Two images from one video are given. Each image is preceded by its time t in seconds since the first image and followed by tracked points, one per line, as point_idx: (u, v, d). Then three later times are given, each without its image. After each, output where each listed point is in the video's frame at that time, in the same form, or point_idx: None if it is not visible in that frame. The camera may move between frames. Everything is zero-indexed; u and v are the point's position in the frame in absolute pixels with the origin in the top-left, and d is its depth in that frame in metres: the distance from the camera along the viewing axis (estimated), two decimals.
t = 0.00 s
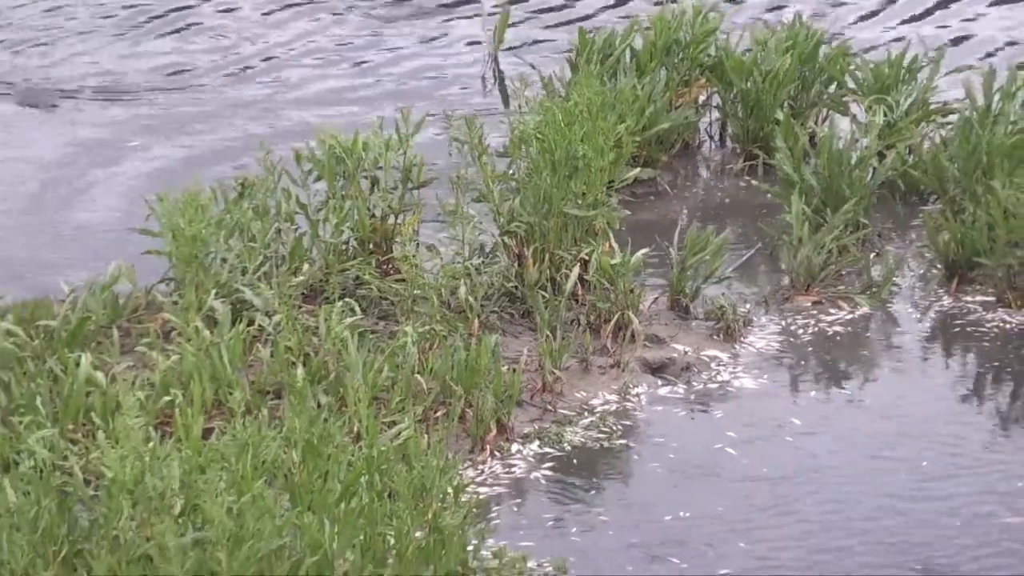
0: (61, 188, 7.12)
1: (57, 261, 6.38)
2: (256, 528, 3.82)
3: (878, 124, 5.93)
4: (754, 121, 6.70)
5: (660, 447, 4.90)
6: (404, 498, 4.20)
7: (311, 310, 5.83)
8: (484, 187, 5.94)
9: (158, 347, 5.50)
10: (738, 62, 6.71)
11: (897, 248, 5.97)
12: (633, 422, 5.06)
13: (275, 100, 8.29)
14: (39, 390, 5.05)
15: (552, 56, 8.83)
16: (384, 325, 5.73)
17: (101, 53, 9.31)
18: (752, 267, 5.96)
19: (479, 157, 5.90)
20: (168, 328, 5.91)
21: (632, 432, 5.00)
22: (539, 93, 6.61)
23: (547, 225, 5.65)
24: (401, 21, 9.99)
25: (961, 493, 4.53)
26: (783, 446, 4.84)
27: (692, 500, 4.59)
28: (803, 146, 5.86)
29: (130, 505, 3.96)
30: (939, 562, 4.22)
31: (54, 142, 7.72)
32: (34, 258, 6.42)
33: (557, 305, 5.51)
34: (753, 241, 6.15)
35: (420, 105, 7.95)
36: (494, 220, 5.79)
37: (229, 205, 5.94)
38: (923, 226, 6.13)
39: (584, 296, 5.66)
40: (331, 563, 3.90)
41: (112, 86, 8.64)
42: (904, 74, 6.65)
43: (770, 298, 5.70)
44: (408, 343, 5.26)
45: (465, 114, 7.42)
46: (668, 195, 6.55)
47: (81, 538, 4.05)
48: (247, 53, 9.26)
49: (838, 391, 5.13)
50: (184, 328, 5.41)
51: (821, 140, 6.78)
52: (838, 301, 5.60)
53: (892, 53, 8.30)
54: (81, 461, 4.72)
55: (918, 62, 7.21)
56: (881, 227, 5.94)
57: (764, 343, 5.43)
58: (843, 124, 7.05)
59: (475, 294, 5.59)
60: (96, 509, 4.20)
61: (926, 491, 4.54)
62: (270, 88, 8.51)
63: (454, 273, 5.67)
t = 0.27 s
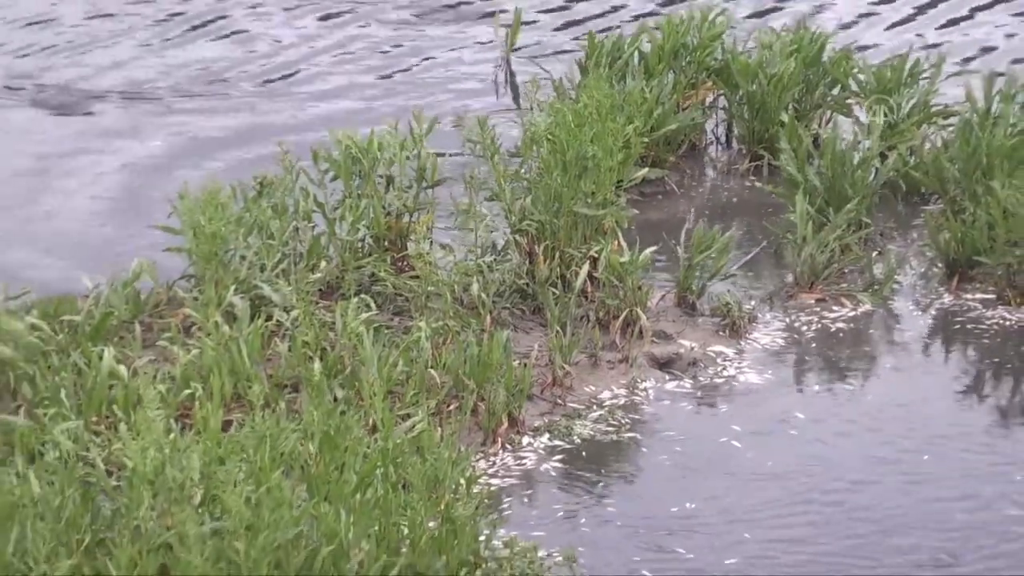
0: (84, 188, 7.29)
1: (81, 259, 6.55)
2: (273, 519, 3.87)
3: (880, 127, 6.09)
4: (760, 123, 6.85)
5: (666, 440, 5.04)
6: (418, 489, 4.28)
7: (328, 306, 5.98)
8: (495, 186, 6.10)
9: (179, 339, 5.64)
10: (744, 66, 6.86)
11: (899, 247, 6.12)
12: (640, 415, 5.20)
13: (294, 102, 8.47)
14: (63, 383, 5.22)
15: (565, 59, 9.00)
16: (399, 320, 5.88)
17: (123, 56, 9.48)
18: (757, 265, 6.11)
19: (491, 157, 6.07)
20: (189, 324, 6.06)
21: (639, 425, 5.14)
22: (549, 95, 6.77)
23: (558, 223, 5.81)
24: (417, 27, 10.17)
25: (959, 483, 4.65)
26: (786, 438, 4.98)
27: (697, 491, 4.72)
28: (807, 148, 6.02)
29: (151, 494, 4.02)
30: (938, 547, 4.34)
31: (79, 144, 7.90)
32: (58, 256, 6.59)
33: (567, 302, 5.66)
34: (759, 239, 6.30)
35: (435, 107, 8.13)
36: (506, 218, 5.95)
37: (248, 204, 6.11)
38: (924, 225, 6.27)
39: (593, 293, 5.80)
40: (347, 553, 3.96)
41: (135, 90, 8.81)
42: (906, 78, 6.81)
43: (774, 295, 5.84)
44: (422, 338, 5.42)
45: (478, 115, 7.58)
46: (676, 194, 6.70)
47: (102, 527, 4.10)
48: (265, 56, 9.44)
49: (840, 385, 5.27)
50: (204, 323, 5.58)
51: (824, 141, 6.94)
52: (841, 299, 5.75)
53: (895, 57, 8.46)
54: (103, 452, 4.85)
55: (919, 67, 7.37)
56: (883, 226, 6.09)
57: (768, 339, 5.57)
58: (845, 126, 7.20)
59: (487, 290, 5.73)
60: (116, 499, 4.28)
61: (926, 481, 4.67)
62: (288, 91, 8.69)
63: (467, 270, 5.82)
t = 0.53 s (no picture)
0: (117, 189, 7.49)
1: (115, 256, 6.76)
2: (303, 508, 4.04)
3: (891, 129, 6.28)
4: (775, 125, 7.03)
5: (683, 432, 5.21)
6: (441, 479, 4.42)
7: (355, 301, 6.18)
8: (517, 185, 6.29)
9: (211, 336, 5.85)
10: (759, 69, 7.05)
11: (909, 246, 6.29)
12: (656, 408, 5.39)
13: (321, 104, 8.68)
14: (98, 375, 5.40)
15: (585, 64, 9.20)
16: (423, 315, 6.07)
17: (153, 60, 9.70)
18: (772, 263, 6.28)
19: (513, 157, 6.26)
20: (220, 318, 6.24)
21: (656, 418, 5.32)
22: (570, 98, 6.96)
23: (578, 222, 5.99)
24: (439, 31, 10.37)
25: (966, 475, 4.82)
26: (799, 430, 5.15)
27: (713, 482, 4.89)
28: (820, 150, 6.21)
29: (183, 485, 4.19)
30: (943, 537, 4.51)
31: (112, 146, 8.11)
32: (93, 254, 6.80)
33: (587, 298, 5.85)
34: (773, 238, 6.48)
35: (459, 110, 8.34)
36: (528, 217, 6.14)
37: (278, 203, 6.32)
38: (934, 225, 6.45)
39: (613, 289, 5.98)
40: (373, 541, 4.13)
41: (165, 92, 9.03)
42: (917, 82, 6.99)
43: (788, 293, 6.02)
44: (446, 333, 5.61)
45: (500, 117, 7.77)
46: (693, 194, 6.88)
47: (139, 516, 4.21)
48: (292, 60, 9.66)
49: (851, 379, 5.44)
50: (235, 318, 5.78)
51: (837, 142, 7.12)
52: (853, 296, 5.92)
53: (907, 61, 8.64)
54: (137, 443, 5.03)
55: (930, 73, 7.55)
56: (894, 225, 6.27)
57: (782, 335, 5.75)
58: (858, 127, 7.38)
59: (510, 287, 5.92)
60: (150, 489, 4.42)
61: (933, 473, 4.84)
62: (315, 94, 8.90)
63: (490, 268, 6.01)
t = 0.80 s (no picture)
0: (155, 190, 7.72)
1: (155, 255, 6.98)
2: (339, 498, 4.16)
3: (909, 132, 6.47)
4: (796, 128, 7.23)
5: (707, 426, 5.40)
6: (473, 470, 4.59)
7: (389, 298, 6.38)
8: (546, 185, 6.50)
9: (251, 331, 6.06)
10: (782, 74, 7.24)
11: (927, 245, 6.47)
12: (681, 400, 5.58)
13: (352, 107, 8.89)
14: (140, 369, 5.61)
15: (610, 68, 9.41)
16: (456, 312, 6.27)
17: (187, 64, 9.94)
18: (793, 261, 6.47)
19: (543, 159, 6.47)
20: (257, 314, 6.45)
21: (681, 411, 5.51)
22: (597, 101, 7.17)
23: (606, 221, 6.20)
24: (467, 34, 10.59)
25: (980, 467, 5.00)
26: (819, 423, 5.34)
27: (736, 473, 5.08)
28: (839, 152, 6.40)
29: (222, 475, 4.32)
30: (957, 526, 4.70)
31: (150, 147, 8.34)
32: (134, 252, 7.02)
33: (614, 295, 6.05)
34: (794, 237, 6.66)
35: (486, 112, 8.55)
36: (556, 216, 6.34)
37: (315, 203, 6.53)
38: (951, 224, 6.63)
39: (639, 286, 6.17)
40: (407, 530, 4.29)
41: (200, 95, 9.25)
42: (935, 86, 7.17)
43: (809, 290, 6.21)
44: (477, 328, 5.81)
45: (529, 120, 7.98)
46: (717, 194, 7.07)
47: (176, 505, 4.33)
48: (324, 63, 9.88)
49: (870, 373, 5.63)
50: (273, 314, 5.98)
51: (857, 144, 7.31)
52: (872, 294, 6.11)
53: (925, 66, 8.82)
54: (178, 435, 5.21)
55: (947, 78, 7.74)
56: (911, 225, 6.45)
57: (803, 330, 5.94)
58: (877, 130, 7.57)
59: (539, 284, 6.11)
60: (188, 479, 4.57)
61: (948, 465, 5.02)
62: (346, 97, 9.12)
63: (520, 265, 6.21)
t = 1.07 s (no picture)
0: (180, 188, 7.90)
1: (181, 250, 7.15)
2: (360, 486, 4.33)
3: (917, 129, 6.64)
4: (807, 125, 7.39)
5: (720, 415, 5.56)
6: (492, 461, 4.74)
7: (410, 291, 6.55)
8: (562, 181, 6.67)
9: (275, 325, 6.24)
10: (792, 73, 7.41)
11: (934, 239, 6.63)
12: (694, 391, 5.75)
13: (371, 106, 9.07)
14: (167, 361, 5.77)
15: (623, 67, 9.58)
16: (475, 306, 6.44)
17: (209, 64, 10.12)
18: (804, 256, 6.63)
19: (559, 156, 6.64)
20: (281, 307, 6.63)
21: (694, 402, 5.68)
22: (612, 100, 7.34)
23: (621, 216, 6.37)
24: (483, 34, 10.77)
25: (985, 454, 5.17)
26: (828, 412, 5.51)
27: (748, 461, 5.24)
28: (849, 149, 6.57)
29: (247, 464, 4.48)
30: (963, 512, 4.86)
31: (174, 146, 8.52)
32: (161, 249, 7.19)
33: (629, 289, 6.21)
34: (804, 232, 6.82)
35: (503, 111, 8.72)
36: (573, 212, 6.51)
37: (337, 198, 6.71)
38: (957, 219, 6.79)
39: (654, 280, 6.32)
40: (428, 518, 4.42)
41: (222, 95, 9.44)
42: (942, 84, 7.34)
43: (819, 284, 6.37)
44: (496, 321, 5.98)
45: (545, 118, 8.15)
46: (729, 190, 7.23)
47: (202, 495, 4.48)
48: (343, 63, 10.06)
49: (878, 364, 5.79)
50: (297, 308, 6.15)
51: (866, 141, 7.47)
52: (880, 287, 6.27)
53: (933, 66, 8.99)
54: (204, 426, 5.35)
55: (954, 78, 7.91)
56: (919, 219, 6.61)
57: (813, 323, 6.10)
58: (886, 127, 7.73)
59: (556, 278, 6.27)
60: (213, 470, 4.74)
61: (954, 452, 5.19)
62: (365, 96, 9.30)
63: (537, 260, 6.38)
